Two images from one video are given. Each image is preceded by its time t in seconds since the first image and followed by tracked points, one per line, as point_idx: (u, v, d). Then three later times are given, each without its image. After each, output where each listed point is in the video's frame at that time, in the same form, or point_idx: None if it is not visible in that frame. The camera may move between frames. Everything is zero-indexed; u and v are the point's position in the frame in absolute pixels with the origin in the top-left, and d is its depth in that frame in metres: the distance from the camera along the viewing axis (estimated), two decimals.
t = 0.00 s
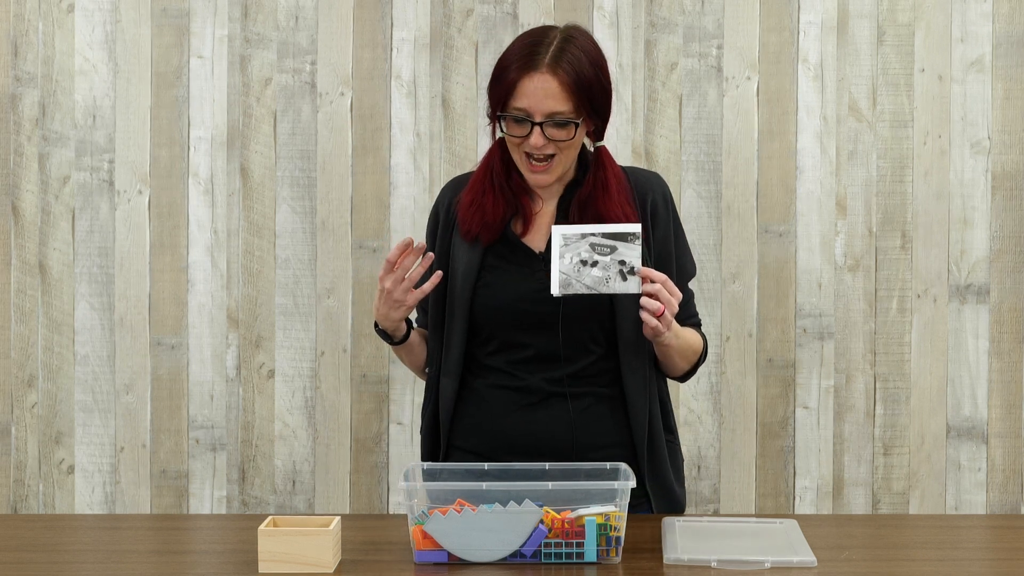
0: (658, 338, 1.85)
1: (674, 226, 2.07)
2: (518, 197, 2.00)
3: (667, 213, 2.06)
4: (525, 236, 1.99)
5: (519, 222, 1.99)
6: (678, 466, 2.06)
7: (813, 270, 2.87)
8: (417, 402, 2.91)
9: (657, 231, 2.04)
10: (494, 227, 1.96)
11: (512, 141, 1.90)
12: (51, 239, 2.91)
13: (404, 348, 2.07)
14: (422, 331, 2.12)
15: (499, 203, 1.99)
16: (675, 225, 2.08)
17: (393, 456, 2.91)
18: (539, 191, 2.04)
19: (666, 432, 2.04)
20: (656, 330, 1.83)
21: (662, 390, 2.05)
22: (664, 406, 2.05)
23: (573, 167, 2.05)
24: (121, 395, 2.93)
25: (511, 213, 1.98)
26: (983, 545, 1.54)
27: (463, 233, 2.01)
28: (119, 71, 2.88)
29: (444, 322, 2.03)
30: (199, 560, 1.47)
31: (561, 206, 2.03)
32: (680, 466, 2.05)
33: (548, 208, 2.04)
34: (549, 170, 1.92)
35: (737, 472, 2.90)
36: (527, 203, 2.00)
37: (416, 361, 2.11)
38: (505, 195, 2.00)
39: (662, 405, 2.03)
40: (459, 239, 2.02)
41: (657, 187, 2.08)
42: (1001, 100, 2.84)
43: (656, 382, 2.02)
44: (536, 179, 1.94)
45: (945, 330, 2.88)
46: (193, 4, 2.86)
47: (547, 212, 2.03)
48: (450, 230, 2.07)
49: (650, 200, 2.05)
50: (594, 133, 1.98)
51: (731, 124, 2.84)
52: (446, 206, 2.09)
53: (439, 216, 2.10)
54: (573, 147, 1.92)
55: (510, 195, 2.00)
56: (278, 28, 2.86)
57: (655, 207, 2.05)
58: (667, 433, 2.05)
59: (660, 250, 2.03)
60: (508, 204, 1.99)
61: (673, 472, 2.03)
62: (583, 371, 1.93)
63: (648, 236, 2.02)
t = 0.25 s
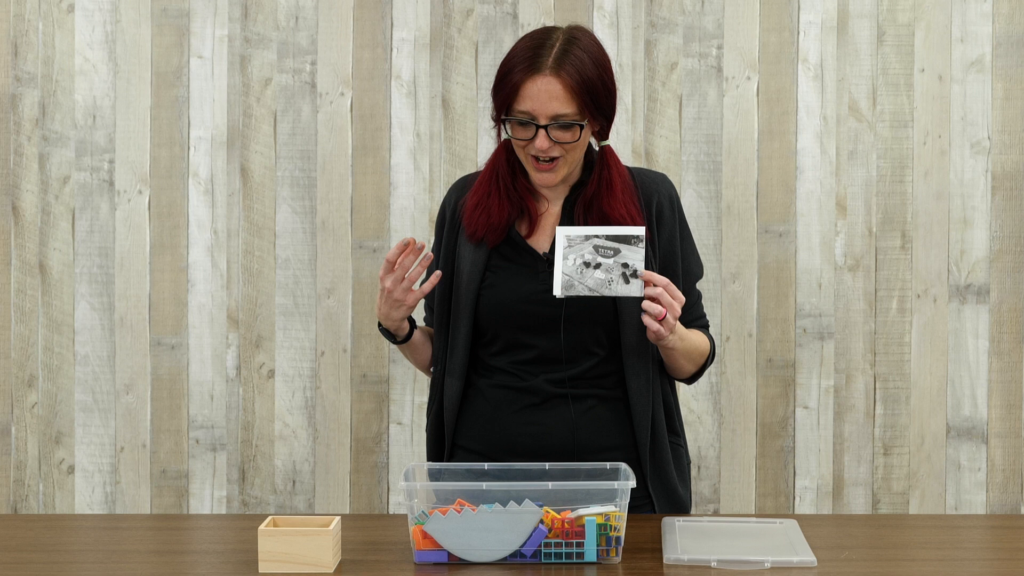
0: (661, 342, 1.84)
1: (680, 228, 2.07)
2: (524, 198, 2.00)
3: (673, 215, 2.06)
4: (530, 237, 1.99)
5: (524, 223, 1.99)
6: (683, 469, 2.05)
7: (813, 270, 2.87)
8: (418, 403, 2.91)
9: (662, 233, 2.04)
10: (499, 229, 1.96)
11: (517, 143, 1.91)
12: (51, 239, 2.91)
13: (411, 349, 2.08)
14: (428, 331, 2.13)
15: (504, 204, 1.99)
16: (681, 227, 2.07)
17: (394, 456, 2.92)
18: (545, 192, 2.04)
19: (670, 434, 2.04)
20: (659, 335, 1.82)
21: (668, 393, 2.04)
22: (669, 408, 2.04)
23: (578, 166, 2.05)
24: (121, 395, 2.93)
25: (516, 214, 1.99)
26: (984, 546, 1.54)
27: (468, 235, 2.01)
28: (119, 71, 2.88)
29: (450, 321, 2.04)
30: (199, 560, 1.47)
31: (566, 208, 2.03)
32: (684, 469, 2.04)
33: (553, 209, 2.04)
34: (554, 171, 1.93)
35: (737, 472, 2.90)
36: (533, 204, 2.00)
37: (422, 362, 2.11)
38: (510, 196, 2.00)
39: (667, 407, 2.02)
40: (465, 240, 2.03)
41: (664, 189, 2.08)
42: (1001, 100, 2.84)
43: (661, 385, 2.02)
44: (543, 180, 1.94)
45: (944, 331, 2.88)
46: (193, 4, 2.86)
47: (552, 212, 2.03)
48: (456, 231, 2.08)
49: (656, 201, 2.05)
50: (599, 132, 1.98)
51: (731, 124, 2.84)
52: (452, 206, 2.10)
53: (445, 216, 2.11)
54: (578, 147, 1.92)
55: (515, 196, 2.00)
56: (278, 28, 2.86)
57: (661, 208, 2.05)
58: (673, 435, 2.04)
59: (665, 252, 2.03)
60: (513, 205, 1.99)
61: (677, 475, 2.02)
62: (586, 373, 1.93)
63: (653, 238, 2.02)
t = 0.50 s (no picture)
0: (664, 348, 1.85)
1: (686, 230, 2.07)
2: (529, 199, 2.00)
3: (678, 216, 2.05)
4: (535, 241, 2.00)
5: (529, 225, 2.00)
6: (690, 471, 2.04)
7: (813, 270, 2.87)
8: (418, 403, 2.91)
9: (667, 234, 2.04)
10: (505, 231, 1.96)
11: (522, 144, 1.91)
12: (51, 239, 2.91)
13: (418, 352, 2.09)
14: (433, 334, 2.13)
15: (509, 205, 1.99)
16: (687, 229, 2.07)
17: (394, 456, 2.91)
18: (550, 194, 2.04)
19: (676, 435, 2.03)
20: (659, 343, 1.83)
21: (674, 395, 2.04)
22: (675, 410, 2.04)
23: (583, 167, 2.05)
24: (121, 395, 2.93)
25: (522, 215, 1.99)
26: (984, 546, 1.54)
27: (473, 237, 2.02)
28: (119, 71, 2.88)
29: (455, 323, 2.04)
30: (199, 560, 1.47)
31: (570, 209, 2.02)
32: (691, 471, 2.04)
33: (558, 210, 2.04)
34: (561, 172, 1.92)
35: (737, 472, 2.90)
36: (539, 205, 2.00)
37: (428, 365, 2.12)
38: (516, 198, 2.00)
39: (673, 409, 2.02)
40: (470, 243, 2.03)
41: (669, 190, 2.07)
42: (1001, 100, 2.84)
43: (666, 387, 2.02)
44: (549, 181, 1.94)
45: (944, 331, 2.88)
46: (193, 4, 2.86)
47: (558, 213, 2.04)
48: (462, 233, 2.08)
49: (661, 202, 2.05)
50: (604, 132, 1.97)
51: (731, 124, 2.84)
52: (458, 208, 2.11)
53: (452, 218, 2.12)
54: (584, 147, 1.92)
55: (521, 198, 2.00)
56: (278, 28, 2.86)
57: (666, 210, 2.05)
58: (679, 437, 2.04)
59: (670, 254, 2.03)
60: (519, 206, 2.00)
61: (683, 477, 2.01)
62: (592, 375, 1.93)
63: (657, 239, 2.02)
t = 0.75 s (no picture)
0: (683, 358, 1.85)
1: (697, 233, 2.06)
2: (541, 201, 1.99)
3: (689, 219, 2.05)
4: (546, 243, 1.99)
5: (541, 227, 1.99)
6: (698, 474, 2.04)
7: (813, 270, 2.87)
8: (418, 403, 2.91)
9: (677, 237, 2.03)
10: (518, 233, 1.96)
11: (538, 147, 1.90)
12: (51, 239, 2.91)
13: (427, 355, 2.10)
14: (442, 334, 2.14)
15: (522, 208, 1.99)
16: (698, 232, 2.07)
17: (394, 456, 2.91)
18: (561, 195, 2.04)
19: (685, 437, 2.03)
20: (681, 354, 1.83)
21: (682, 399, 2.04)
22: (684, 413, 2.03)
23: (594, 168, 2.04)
24: (121, 395, 2.93)
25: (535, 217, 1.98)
26: (984, 546, 1.54)
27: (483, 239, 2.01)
28: (119, 71, 2.88)
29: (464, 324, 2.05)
30: (199, 561, 1.47)
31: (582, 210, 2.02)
32: (699, 474, 2.03)
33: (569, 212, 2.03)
34: (577, 174, 1.92)
35: (737, 471, 2.90)
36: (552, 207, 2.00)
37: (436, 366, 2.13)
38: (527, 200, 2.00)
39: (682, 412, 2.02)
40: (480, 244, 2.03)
41: (681, 192, 2.07)
42: (1001, 100, 2.84)
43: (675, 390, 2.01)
44: (566, 183, 1.94)
45: (944, 331, 2.88)
46: (193, 4, 2.86)
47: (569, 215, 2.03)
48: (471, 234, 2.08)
49: (672, 205, 2.05)
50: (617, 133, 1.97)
51: (731, 124, 2.84)
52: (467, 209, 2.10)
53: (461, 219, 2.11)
54: (600, 149, 1.92)
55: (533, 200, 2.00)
56: (278, 28, 2.86)
57: (677, 213, 2.05)
58: (687, 440, 2.03)
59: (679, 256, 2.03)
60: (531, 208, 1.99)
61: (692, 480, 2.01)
62: (600, 377, 1.93)
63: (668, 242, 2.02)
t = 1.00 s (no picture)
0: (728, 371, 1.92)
1: (704, 235, 2.07)
2: (552, 203, 1.99)
3: (697, 221, 2.06)
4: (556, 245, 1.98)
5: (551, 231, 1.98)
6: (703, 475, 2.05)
7: (813, 270, 2.87)
8: (418, 403, 2.91)
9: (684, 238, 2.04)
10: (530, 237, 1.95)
11: (554, 154, 1.90)
12: (51, 239, 2.91)
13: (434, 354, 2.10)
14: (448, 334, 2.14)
15: (532, 210, 1.98)
16: (705, 234, 2.07)
17: (394, 456, 2.91)
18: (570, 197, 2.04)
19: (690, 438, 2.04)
20: (726, 375, 1.94)
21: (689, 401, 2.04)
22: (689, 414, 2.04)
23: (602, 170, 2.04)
24: (121, 395, 2.93)
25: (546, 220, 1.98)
26: (985, 546, 1.54)
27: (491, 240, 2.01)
28: (119, 71, 2.88)
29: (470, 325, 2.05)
30: (199, 561, 1.47)
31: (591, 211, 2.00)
32: (704, 475, 2.04)
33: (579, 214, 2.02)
34: (592, 180, 1.92)
35: (737, 471, 2.90)
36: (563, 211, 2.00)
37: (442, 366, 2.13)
38: (536, 201, 1.99)
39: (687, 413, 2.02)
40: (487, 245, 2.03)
41: (689, 193, 2.07)
42: (1001, 100, 2.84)
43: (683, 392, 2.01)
44: (580, 189, 1.94)
45: (944, 331, 2.88)
46: (193, 4, 2.86)
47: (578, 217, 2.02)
48: (478, 234, 2.08)
49: (680, 206, 2.05)
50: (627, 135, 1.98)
51: (732, 124, 2.84)
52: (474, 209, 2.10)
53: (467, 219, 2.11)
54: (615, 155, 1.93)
55: (542, 202, 1.99)
56: (278, 28, 2.86)
57: (684, 215, 2.05)
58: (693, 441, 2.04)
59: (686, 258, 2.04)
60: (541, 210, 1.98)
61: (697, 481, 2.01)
62: (606, 378, 1.93)
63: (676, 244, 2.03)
